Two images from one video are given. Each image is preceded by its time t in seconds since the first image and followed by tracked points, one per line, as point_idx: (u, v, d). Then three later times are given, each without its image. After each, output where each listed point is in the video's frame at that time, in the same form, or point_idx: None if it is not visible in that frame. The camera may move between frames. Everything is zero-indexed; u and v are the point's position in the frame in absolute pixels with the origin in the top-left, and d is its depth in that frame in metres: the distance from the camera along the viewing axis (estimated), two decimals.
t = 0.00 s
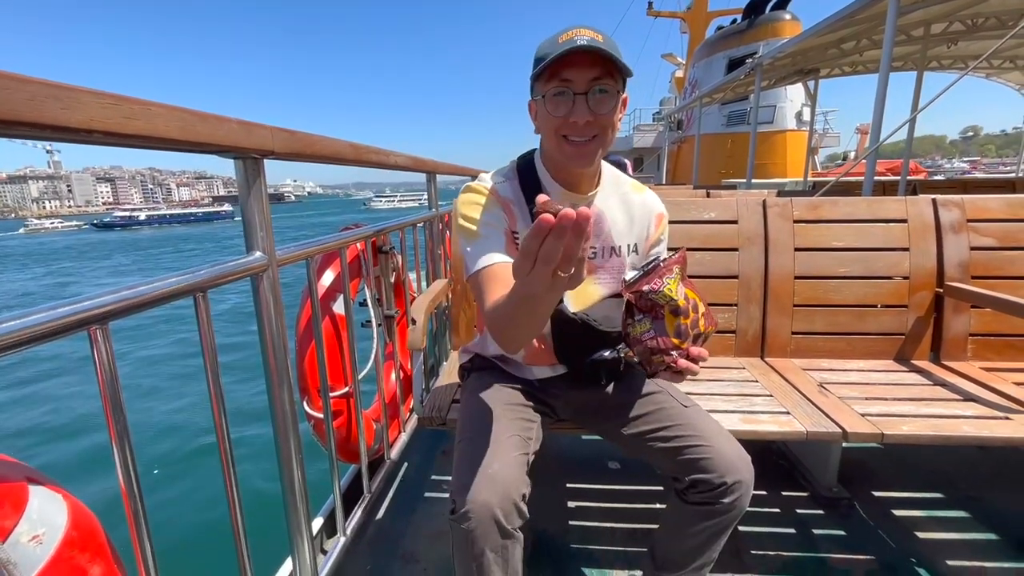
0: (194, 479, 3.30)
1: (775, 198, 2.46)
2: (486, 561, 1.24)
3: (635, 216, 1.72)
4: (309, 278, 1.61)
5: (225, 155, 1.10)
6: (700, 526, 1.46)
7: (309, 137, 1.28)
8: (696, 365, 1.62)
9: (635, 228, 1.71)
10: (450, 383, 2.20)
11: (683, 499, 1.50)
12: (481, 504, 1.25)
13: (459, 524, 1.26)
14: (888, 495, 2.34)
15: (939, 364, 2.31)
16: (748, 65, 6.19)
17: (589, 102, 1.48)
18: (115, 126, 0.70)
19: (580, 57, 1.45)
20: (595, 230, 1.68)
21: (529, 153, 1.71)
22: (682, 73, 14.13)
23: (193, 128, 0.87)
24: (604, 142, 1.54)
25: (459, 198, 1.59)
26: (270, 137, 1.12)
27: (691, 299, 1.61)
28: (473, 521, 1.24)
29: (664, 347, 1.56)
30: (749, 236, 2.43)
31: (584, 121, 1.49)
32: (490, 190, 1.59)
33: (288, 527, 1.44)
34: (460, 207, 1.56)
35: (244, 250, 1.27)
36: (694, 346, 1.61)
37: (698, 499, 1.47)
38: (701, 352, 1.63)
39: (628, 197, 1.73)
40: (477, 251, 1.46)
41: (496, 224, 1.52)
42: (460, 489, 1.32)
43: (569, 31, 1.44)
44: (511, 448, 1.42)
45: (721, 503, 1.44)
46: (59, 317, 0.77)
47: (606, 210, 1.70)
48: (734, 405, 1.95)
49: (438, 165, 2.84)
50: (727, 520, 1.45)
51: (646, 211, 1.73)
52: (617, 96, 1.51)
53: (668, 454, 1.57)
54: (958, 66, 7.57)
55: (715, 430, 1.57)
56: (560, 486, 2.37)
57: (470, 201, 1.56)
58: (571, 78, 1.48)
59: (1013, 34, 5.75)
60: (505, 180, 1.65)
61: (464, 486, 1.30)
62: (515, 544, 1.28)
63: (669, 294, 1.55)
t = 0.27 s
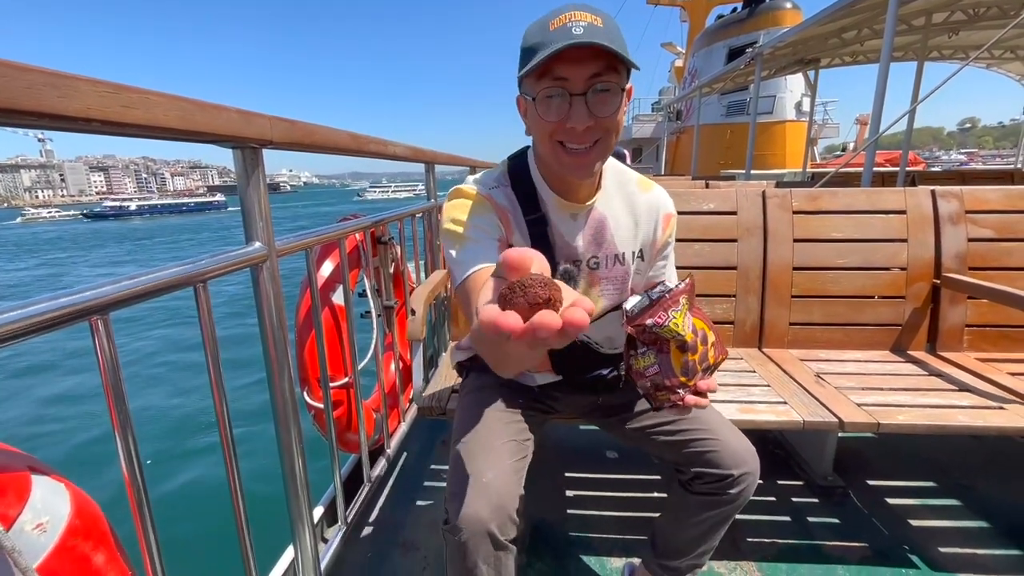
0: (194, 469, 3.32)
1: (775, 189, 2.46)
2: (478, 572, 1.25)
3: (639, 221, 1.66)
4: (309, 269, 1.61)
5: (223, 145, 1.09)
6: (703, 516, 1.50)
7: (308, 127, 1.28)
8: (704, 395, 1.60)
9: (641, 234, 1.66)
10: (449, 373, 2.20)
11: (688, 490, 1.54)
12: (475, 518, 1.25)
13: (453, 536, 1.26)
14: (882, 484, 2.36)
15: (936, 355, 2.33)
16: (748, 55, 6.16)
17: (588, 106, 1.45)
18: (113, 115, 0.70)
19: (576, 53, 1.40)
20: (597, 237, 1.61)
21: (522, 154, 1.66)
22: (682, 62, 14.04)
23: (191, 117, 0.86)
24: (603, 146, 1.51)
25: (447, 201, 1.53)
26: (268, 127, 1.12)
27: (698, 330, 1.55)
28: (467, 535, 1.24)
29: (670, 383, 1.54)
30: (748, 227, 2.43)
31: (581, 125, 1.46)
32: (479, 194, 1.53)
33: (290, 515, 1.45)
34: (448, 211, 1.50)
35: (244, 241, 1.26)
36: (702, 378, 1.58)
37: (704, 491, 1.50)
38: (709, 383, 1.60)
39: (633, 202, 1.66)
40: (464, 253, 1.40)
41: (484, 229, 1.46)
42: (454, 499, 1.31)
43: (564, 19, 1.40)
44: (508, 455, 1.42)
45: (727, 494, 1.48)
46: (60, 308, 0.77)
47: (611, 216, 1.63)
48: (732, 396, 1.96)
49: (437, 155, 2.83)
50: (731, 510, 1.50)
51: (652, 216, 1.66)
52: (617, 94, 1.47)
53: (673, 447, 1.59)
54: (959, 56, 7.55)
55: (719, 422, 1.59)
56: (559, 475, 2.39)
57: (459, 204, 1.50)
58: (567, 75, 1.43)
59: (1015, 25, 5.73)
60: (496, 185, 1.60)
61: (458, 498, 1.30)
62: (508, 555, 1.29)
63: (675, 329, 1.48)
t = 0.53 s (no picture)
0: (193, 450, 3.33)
1: (775, 170, 2.44)
2: (492, 567, 1.27)
3: (652, 222, 1.65)
4: (306, 251, 1.59)
5: (216, 123, 1.07)
6: (708, 494, 1.54)
7: (303, 105, 1.25)
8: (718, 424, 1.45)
9: (653, 236, 1.66)
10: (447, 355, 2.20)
11: (693, 471, 1.55)
12: (487, 516, 1.24)
13: (464, 532, 1.26)
14: (874, 463, 2.40)
15: (931, 336, 2.34)
16: (749, 33, 6.07)
17: (600, 109, 1.37)
18: (102, 90, 0.68)
19: (589, 49, 1.32)
20: (609, 240, 1.62)
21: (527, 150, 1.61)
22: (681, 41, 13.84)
23: (183, 94, 0.84)
24: (612, 150, 1.45)
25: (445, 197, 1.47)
26: (262, 104, 1.09)
27: (716, 356, 1.39)
28: (478, 531, 1.24)
29: (681, 413, 1.39)
30: (748, 208, 2.41)
31: (592, 127, 1.39)
32: (479, 189, 1.48)
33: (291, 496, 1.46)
34: (446, 205, 1.45)
35: (239, 223, 1.24)
36: (715, 407, 1.43)
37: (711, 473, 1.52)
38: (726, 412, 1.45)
39: (647, 203, 1.65)
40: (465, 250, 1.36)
41: (484, 225, 1.41)
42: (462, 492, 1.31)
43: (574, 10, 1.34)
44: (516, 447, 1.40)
45: (734, 474, 1.51)
46: (53, 291, 0.76)
47: (623, 218, 1.62)
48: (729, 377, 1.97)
49: (434, 134, 2.79)
50: (735, 488, 1.53)
51: (666, 216, 1.66)
52: (630, 92, 1.39)
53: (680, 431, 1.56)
54: (960, 34, 7.47)
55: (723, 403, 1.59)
56: (556, 455, 2.41)
57: (459, 199, 1.45)
58: (577, 73, 1.35)
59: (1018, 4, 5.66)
60: (497, 183, 1.55)
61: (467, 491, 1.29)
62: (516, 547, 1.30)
63: (689, 358, 1.33)
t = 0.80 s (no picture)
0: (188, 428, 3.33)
1: (775, 144, 2.41)
2: (488, 543, 1.28)
3: (656, 208, 1.63)
4: (299, 228, 1.55)
5: (202, 95, 1.02)
6: (706, 469, 1.56)
7: (292, 76, 1.20)
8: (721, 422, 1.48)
9: (656, 222, 1.64)
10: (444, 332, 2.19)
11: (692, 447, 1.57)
12: (482, 496, 1.24)
13: (460, 512, 1.27)
14: (865, 435, 2.43)
15: (925, 311, 2.36)
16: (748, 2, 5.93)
17: (607, 88, 1.34)
18: (78, 59, 0.64)
19: (596, 26, 1.27)
20: (611, 228, 1.60)
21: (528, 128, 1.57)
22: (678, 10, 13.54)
23: (165, 63, 0.80)
24: (618, 130, 1.42)
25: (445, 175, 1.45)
26: (249, 75, 1.04)
27: (722, 356, 1.41)
28: (474, 511, 1.25)
29: (686, 413, 1.42)
30: (747, 183, 2.39)
31: (597, 110, 1.35)
32: (480, 166, 1.45)
33: (290, 475, 1.46)
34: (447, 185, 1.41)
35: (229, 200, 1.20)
36: (720, 406, 1.45)
37: (709, 450, 1.54)
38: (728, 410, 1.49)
39: (652, 188, 1.62)
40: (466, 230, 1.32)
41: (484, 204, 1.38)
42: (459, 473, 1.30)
43: None
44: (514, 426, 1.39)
45: (732, 450, 1.52)
46: (36, 273, 0.73)
47: (627, 204, 1.60)
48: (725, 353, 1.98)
49: (428, 107, 2.72)
50: (732, 462, 1.55)
51: (671, 201, 1.63)
52: (638, 72, 1.35)
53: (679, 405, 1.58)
54: (962, 5, 7.36)
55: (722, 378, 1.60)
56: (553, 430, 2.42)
57: (459, 176, 1.42)
58: (585, 50, 1.30)
59: None
60: (500, 162, 1.52)
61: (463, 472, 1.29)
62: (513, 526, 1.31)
63: (694, 359, 1.36)
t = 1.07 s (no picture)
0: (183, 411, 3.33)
1: (774, 119, 2.37)
2: (484, 524, 1.27)
3: (653, 183, 1.60)
4: (288, 207, 1.51)
5: (181, 67, 0.98)
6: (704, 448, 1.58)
7: (278, 47, 1.15)
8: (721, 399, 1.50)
9: (653, 199, 1.62)
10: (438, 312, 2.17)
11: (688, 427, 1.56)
12: (476, 477, 1.24)
13: (455, 492, 1.27)
14: (857, 412, 2.45)
15: (920, 289, 2.35)
16: None
17: (604, 54, 1.31)
18: (43, 26, 0.60)
19: None
20: (607, 203, 1.57)
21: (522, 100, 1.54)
22: None
23: (139, 32, 0.76)
24: (616, 98, 1.39)
25: (441, 143, 1.43)
26: (231, 46, 1.00)
27: (722, 335, 1.44)
28: (469, 491, 1.25)
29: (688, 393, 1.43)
30: (745, 160, 2.35)
31: (593, 78, 1.32)
32: (476, 134, 1.43)
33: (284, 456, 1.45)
34: (441, 153, 1.40)
35: (214, 177, 1.17)
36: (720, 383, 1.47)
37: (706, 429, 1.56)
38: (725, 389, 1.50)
39: (648, 162, 1.58)
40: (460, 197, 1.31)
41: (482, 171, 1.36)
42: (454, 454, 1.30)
43: None
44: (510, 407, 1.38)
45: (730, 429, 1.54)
46: (10, 255, 0.70)
47: (622, 179, 1.57)
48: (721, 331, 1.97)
49: (420, 82, 2.65)
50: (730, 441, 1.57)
51: (668, 175, 1.60)
52: (636, 35, 1.32)
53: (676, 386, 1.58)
54: None
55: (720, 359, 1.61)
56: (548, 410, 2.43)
57: (455, 144, 1.40)
58: (581, 14, 1.27)
59: None
60: (497, 131, 1.49)
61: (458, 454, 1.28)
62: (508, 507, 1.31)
63: (698, 339, 1.37)
